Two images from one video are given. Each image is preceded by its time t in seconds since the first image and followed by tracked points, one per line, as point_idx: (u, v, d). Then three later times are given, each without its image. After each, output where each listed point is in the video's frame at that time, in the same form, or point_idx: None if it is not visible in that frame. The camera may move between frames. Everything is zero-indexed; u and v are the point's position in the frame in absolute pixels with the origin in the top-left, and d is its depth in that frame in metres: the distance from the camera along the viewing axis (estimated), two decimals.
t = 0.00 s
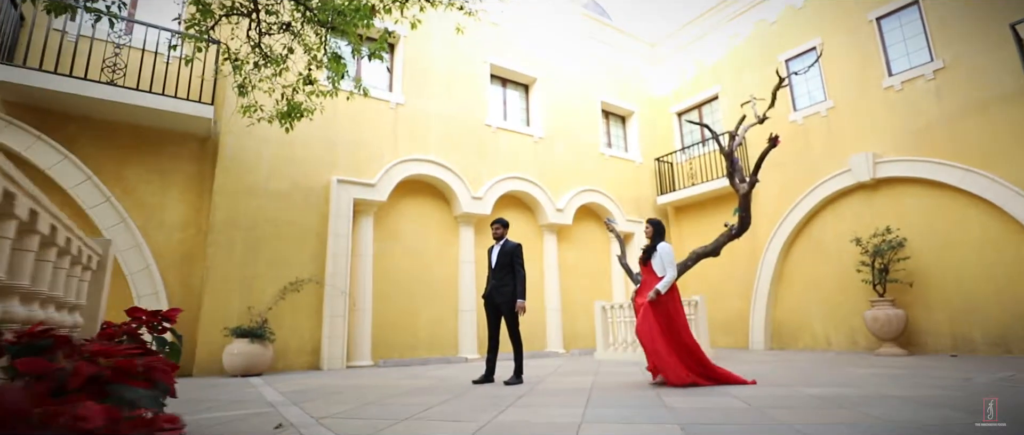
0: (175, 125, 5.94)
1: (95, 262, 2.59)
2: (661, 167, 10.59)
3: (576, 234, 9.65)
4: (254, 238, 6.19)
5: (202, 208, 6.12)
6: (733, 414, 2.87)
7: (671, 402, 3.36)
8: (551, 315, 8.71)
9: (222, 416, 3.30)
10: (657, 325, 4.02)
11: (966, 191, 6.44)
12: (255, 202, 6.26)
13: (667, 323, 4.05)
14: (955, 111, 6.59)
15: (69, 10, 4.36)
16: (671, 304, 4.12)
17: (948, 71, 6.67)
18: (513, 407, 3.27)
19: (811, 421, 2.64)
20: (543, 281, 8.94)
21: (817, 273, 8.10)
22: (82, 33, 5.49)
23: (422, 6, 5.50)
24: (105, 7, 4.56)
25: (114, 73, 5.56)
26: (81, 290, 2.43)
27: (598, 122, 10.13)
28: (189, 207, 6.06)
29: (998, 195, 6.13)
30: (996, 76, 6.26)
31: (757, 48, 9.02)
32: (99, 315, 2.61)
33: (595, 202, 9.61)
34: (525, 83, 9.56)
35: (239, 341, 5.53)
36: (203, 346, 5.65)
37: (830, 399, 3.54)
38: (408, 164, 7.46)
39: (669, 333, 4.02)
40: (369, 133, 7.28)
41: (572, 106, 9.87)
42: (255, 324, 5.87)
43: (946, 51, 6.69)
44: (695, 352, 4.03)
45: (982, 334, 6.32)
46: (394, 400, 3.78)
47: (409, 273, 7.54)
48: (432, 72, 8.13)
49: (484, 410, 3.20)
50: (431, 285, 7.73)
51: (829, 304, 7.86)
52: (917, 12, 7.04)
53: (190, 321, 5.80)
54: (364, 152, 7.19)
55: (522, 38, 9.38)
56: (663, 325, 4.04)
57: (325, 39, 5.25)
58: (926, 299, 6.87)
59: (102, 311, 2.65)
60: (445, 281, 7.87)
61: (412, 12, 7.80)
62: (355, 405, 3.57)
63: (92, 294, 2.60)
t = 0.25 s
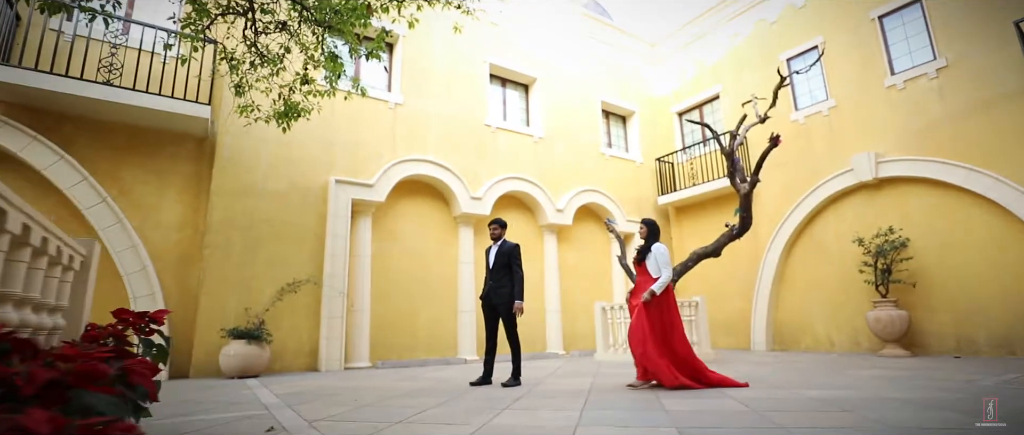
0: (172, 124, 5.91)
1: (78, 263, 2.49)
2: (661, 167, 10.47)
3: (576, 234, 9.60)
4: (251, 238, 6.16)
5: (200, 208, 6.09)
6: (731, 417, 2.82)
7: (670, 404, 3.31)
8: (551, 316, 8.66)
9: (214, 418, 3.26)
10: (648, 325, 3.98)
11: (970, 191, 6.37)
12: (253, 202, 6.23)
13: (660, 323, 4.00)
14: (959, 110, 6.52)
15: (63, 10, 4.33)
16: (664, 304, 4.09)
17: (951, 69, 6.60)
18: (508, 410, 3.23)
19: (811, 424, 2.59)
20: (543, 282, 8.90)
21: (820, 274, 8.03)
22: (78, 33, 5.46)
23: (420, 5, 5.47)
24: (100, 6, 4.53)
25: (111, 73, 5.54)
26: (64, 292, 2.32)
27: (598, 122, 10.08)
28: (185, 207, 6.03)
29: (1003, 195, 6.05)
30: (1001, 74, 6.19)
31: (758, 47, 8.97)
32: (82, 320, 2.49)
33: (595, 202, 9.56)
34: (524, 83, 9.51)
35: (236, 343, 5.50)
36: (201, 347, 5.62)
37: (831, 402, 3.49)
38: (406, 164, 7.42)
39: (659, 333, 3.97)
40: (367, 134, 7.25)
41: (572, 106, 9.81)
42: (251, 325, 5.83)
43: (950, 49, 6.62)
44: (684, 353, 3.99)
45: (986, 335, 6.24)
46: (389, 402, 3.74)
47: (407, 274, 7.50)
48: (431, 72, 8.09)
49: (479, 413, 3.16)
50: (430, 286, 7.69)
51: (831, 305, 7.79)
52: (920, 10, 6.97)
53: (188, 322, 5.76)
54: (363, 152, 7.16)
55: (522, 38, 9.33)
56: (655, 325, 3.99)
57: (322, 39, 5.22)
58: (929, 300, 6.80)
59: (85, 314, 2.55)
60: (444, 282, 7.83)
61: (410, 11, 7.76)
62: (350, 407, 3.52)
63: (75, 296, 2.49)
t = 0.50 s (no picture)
0: (168, 125, 5.88)
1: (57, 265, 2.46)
2: (662, 167, 10.42)
3: (576, 235, 9.53)
4: (248, 239, 6.13)
5: (196, 209, 6.07)
6: (730, 422, 2.76)
7: (669, 408, 3.25)
8: (551, 318, 8.59)
9: (205, 422, 3.21)
10: (640, 327, 3.94)
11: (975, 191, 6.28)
12: (250, 203, 6.20)
13: (652, 325, 3.96)
14: (963, 108, 6.43)
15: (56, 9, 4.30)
16: (657, 307, 4.05)
17: (955, 67, 6.52)
18: (504, 414, 3.18)
19: (811, 429, 2.53)
20: (543, 283, 8.83)
21: (822, 274, 7.94)
22: (75, 33, 5.45)
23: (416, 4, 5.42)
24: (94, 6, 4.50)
25: (107, 73, 5.52)
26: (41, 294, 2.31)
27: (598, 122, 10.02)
28: (182, 208, 6.00)
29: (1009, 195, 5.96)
30: (1005, 72, 6.10)
31: (759, 47, 8.90)
32: (60, 321, 2.48)
33: (595, 203, 9.50)
34: (524, 83, 9.47)
35: (233, 345, 5.46)
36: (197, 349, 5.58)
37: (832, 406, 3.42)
38: (404, 165, 7.38)
39: (649, 336, 3.94)
40: (365, 134, 7.21)
41: (572, 106, 9.76)
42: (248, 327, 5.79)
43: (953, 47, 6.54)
44: (676, 358, 3.92)
45: (992, 337, 6.15)
46: (384, 405, 3.69)
47: (406, 276, 7.45)
48: (429, 72, 8.05)
49: (474, 416, 3.10)
50: (429, 288, 7.63)
51: (834, 306, 7.70)
52: (923, 8, 6.88)
53: (184, 324, 5.72)
54: (361, 153, 7.12)
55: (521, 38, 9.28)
56: (645, 327, 3.96)
57: (319, 38, 5.18)
58: (934, 300, 6.70)
59: (63, 316, 2.53)
60: (443, 284, 7.77)
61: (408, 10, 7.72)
62: (343, 410, 3.47)
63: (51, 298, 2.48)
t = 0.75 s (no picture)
0: (165, 125, 5.85)
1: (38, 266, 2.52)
2: (663, 167, 10.36)
3: (577, 236, 9.48)
4: (247, 240, 6.10)
5: (193, 210, 6.05)
6: (730, 425, 2.71)
7: (668, 411, 3.20)
8: (552, 319, 8.55)
9: (197, 425, 3.17)
10: (634, 331, 3.90)
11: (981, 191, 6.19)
12: (248, 204, 6.17)
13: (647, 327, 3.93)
14: (966, 108, 6.37)
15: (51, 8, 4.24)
16: (651, 310, 4.02)
17: (958, 66, 6.46)
18: (499, 417, 3.14)
19: (812, 433, 2.47)
20: (543, 285, 8.77)
21: (825, 275, 7.87)
22: (71, 33, 5.44)
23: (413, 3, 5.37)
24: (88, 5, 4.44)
25: (103, 73, 5.52)
26: (19, 296, 2.33)
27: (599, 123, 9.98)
28: (180, 209, 5.98)
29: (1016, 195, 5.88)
30: (1008, 70, 6.05)
31: (761, 46, 8.85)
32: (42, 322, 2.51)
33: (595, 203, 9.45)
34: (524, 83, 9.42)
35: (230, 346, 5.42)
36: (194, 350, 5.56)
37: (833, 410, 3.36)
38: (404, 165, 7.36)
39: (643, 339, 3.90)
40: (364, 134, 7.18)
41: (573, 107, 9.71)
42: (246, 328, 5.75)
43: (955, 46, 6.50)
44: (669, 362, 3.88)
45: (996, 338, 6.08)
46: (379, 407, 3.64)
47: (405, 276, 7.42)
48: (428, 72, 8.02)
49: (469, 420, 3.05)
50: (429, 289, 7.60)
51: (836, 307, 7.63)
52: (925, 7, 6.83)
53: (181, 325, 5.69)
54: (360, 153, 7.09)
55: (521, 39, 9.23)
56: (640, 330, 3.92)
57: (316, 38, 5.14)
58: (937, 302, 6.65)
59: (45, 317, 2.57)
60: (442, 284, 7.74)
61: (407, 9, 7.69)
62: (338, 413, 3.43)
63: (34, 299, 2.52)
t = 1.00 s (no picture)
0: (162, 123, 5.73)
1: (17, 266, 3.36)
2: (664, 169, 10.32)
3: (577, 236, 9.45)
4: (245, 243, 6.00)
5: (189, 212, 5.83)
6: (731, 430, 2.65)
7: (668, 415, 3.15)
8: (552, 320, 8.50)
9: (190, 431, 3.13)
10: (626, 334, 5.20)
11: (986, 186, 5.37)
12: (247, 206, 6.07)
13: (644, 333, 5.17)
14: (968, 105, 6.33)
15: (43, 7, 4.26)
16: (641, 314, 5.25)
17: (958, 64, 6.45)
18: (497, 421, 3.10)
19: None
20: (540, 285, 8.76)
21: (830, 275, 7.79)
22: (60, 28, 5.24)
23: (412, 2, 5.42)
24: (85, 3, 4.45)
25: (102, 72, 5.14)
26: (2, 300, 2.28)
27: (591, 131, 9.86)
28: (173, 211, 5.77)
29: None
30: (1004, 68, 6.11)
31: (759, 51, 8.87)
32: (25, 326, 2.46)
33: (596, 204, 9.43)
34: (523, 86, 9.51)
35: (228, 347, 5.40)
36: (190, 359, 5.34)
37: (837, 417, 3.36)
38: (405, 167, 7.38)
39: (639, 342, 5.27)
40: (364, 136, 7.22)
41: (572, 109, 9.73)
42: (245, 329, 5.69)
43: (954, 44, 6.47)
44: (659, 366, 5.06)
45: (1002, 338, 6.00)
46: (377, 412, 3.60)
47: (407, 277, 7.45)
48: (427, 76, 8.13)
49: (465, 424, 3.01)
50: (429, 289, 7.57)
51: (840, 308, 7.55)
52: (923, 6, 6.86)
53: (175, 333, 5.36)
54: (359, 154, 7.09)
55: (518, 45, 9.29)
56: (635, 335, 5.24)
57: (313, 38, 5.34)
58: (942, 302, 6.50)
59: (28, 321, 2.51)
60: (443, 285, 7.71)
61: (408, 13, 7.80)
62: (334, 418, 3.39)
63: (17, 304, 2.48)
